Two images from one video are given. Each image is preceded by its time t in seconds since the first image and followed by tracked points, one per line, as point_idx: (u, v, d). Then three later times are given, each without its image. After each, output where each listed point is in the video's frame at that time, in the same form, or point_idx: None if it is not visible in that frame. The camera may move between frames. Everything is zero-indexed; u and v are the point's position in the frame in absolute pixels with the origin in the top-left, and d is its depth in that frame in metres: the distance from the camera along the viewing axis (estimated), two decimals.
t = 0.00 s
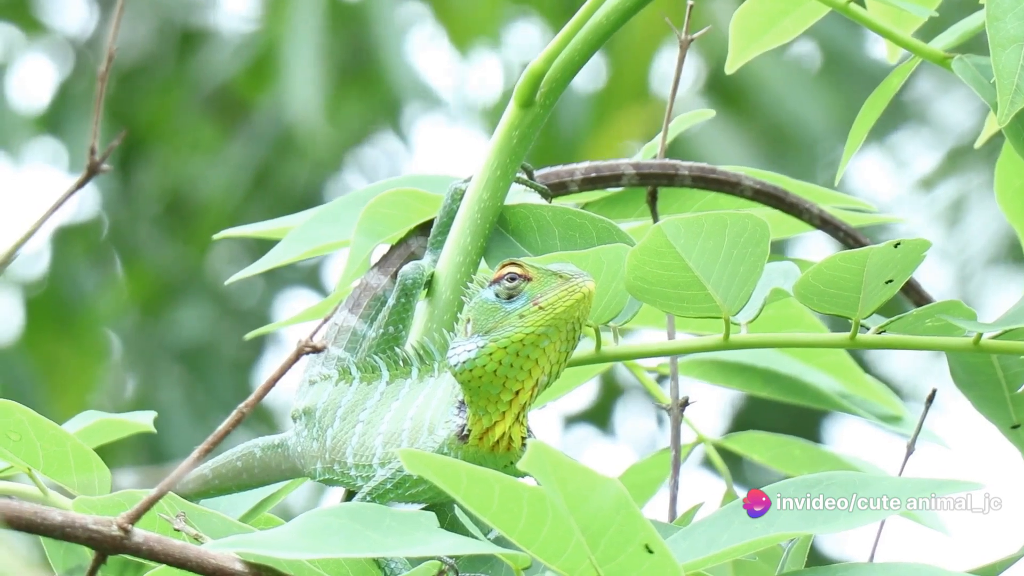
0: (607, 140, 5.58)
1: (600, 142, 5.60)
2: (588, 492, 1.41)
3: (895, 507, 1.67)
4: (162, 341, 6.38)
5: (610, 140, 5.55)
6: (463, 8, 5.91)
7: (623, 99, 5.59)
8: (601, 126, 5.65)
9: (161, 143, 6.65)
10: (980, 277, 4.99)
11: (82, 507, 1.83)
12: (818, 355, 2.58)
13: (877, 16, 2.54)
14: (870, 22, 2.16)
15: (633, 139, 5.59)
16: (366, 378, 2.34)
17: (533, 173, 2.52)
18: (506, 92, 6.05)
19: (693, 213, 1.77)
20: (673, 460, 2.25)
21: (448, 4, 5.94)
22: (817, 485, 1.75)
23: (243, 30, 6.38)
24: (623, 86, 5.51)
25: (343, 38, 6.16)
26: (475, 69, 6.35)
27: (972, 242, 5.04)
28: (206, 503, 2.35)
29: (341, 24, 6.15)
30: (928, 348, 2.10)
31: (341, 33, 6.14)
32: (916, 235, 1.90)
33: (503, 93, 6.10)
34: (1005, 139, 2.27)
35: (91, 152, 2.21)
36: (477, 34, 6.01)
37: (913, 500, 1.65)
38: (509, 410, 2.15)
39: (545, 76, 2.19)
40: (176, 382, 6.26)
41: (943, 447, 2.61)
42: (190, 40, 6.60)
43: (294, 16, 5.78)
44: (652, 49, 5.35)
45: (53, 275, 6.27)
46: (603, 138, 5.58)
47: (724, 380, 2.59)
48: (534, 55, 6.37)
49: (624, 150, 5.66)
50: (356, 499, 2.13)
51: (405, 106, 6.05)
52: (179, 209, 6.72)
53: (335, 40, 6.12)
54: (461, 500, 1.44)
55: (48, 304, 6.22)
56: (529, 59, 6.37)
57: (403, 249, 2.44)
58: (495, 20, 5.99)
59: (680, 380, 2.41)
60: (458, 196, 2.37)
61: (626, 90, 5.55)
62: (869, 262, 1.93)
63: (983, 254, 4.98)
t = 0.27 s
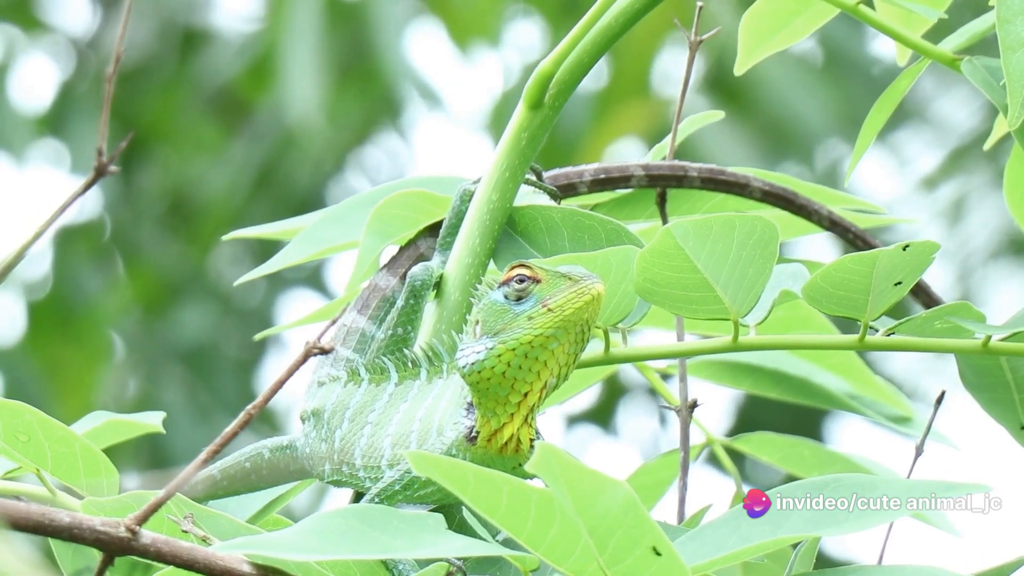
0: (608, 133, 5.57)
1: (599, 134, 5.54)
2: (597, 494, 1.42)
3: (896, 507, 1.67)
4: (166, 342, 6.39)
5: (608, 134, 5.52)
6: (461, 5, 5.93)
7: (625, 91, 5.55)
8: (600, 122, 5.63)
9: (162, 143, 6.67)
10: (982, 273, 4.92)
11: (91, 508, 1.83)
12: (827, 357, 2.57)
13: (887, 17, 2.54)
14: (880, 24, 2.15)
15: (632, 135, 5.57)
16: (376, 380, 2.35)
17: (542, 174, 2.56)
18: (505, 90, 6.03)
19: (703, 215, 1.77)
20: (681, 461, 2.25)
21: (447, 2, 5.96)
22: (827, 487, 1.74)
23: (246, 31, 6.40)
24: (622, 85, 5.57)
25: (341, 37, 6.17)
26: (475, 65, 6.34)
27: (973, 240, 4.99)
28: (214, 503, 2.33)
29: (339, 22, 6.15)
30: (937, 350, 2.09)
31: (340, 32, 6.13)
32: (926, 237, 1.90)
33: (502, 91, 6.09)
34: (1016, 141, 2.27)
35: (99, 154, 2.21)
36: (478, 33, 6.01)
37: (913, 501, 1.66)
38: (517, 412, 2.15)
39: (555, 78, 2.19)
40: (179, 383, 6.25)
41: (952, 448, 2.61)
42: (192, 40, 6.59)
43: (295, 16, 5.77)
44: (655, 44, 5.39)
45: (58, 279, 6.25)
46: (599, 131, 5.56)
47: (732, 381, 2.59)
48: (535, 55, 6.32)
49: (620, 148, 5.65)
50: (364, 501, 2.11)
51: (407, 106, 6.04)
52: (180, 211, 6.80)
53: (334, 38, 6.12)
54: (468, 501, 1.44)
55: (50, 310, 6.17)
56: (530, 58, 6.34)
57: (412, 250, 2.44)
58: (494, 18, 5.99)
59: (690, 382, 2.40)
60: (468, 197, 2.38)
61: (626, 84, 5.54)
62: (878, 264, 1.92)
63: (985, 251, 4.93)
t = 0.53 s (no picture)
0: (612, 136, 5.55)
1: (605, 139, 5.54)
2: (602, 496, 1.42)
3: (897, 507, 1.68)
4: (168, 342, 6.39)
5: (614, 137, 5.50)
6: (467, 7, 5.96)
7: (630, 94, 5.61)
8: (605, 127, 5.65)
9: (163, 144, 6.66)
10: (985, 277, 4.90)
11: (99, 509, 1.83)
12: (835, 359, 2.56)
13: (895, 19, 2.54)
14: (887, 26, 2.15)
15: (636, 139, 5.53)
16: (382, 381, 2.32)
17: (549, 175, 2.54)
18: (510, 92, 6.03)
19: (710, 216, 1.76)
20: (689, 462, 2.24)
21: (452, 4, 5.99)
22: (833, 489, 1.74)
23: (248, 32, 6.39)
24: (627, 86, 5.64)
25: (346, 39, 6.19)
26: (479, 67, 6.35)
27: (976, 242, 4.98)
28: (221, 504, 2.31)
29: (344, 24, 6.18)
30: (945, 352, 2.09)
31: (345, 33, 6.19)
32: (933, 238, 1.89)
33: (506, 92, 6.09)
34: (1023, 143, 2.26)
35: (104, 155, 2.20)
36: (481, 34, 6.05)
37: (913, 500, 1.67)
38: (524, 414, 2.15)
39: (562, 79, 2.19)
40: (181, 383, 6.24)
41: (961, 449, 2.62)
42: (194, 41, 6.58)
43: (299, 16, 5.79)
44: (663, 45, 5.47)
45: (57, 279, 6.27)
46: (606, 136, 5.56)
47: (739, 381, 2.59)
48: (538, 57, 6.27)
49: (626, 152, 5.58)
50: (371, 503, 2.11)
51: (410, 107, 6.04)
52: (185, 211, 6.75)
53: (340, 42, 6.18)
54: (473, 503, 1.43)
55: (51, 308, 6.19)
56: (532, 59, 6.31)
57: (420, 251, 2.44)
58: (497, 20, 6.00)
59: (697, 384, 2.40)
60: (474, 198, 2.39)
61: (630, 87, 5.61)
62: (885, 266, 1.92)
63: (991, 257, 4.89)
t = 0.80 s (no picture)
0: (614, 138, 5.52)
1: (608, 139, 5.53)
2: (603, 498, 1.42)
3: (896, 507, 1.69)
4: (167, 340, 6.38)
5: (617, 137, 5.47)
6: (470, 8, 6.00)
7: (630, 96, 5.66)
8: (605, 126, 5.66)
9: (164, 142, 6.67)
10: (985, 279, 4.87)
11: (98, 509, 1.83)
12: (839, 358, 2.55)
13: (898, 19, 2.54)
14: (890, 26, 2.15)
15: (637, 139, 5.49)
16: (384, 382, 2.27)
17: (551, 175, 2.54)
18: (511, 92, 6.02)
19: (711, 216, 1.76)
20: (691, 462, 2.24)
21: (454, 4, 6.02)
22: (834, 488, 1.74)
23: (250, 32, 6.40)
24: (629, 87, 5.68)
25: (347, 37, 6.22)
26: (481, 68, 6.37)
27: (976, 241, 4.96)
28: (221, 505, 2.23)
29: (346, 23, 6.21)
30: (946, 352, 2.08)
31: (346, 31, 6.20)
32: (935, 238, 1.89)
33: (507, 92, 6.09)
34: None
35: (106, 155, 2.20)
36: (482, 34, 6.12)
37: (912, 500, 1.68)
38: (525, 414, 2.17)
39: (565, 79, 2.19)
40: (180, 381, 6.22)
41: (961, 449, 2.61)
42: (193, 41, 6.56)
43: (301, 15, 5.80)
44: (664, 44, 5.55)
45: (58, 275, 6.24)
46: (607, 135, 5.55)
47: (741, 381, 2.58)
48: (538, 57, 6.18)
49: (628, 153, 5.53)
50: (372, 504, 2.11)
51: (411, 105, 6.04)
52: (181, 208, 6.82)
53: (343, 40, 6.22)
54: (475, 504, 1.43)
55: (50, 305, 6.15)
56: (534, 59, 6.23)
57: (422, 251, 2.46)
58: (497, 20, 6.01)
59: (699, 383, 2.40)
60: (477, 199, 2.41)
61: (631, 87, 5.67)
62: (887, 267, 1.92)
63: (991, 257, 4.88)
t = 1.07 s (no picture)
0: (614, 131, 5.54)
1: (606, 133, 5.53)
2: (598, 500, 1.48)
3: (898, 510, 1.71)
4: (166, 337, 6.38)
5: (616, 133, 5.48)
6: None
7: (632, 90, 5.62)
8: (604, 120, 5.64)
9: (163, 141, 6.65)
10: (982, 273, 4.94)
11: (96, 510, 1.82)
12: (835, 358, 2.56)
13: (894, 18, 2.54)
14: (885, 25, 2.15)
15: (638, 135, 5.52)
16: (381, 381, 2.23)
17: (548, 174, 2.54)
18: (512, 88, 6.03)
19: (708, 215, 1.76)
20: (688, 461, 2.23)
21: None
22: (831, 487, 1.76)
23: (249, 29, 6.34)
24: (630, 81, 5.63)
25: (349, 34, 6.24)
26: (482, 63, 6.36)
27: (975, 239, 5.04)
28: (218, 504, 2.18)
29: (347, 20, 6.22)
30: (943, 351, 2.08)
31: (348, 27, 6.24)
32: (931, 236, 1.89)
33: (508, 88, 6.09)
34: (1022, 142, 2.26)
35: (103, 154, 2.20)
36: (484, 31, 6.06)
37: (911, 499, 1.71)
38: (523, 412, 2.20)
39: (561, 78, 2.19)
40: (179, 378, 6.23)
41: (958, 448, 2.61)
42: (193, 38, 6.55)
43: (301, 12, 5.82)
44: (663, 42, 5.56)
45: (57, 275, 6.32)
46: (608, 132, 5.55)
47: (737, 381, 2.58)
48: (537, 51, 6.25)
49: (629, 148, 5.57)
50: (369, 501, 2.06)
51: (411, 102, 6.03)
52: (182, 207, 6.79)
53: (344, 37, 6.24)
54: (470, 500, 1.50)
55: (50, 302, 6.25)
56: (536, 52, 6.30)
57: (419, 250, 2.47)
58: (497, 16, 6.00)
59: (696, 383, 2.40)
60: (474, 198, 2.44)
61: (632, 81, 5.63)
62: (884, 265, 1.92)
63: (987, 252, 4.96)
